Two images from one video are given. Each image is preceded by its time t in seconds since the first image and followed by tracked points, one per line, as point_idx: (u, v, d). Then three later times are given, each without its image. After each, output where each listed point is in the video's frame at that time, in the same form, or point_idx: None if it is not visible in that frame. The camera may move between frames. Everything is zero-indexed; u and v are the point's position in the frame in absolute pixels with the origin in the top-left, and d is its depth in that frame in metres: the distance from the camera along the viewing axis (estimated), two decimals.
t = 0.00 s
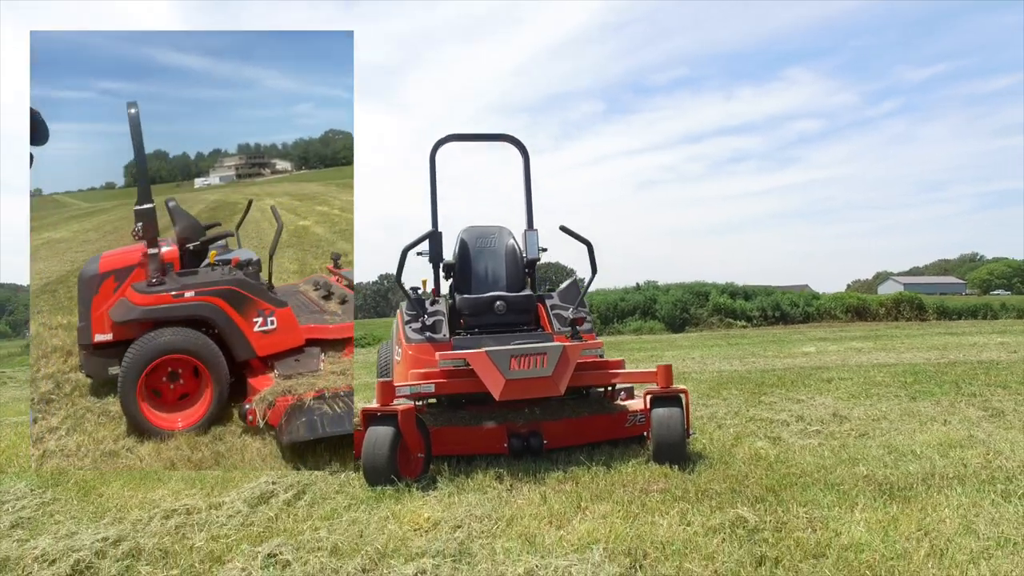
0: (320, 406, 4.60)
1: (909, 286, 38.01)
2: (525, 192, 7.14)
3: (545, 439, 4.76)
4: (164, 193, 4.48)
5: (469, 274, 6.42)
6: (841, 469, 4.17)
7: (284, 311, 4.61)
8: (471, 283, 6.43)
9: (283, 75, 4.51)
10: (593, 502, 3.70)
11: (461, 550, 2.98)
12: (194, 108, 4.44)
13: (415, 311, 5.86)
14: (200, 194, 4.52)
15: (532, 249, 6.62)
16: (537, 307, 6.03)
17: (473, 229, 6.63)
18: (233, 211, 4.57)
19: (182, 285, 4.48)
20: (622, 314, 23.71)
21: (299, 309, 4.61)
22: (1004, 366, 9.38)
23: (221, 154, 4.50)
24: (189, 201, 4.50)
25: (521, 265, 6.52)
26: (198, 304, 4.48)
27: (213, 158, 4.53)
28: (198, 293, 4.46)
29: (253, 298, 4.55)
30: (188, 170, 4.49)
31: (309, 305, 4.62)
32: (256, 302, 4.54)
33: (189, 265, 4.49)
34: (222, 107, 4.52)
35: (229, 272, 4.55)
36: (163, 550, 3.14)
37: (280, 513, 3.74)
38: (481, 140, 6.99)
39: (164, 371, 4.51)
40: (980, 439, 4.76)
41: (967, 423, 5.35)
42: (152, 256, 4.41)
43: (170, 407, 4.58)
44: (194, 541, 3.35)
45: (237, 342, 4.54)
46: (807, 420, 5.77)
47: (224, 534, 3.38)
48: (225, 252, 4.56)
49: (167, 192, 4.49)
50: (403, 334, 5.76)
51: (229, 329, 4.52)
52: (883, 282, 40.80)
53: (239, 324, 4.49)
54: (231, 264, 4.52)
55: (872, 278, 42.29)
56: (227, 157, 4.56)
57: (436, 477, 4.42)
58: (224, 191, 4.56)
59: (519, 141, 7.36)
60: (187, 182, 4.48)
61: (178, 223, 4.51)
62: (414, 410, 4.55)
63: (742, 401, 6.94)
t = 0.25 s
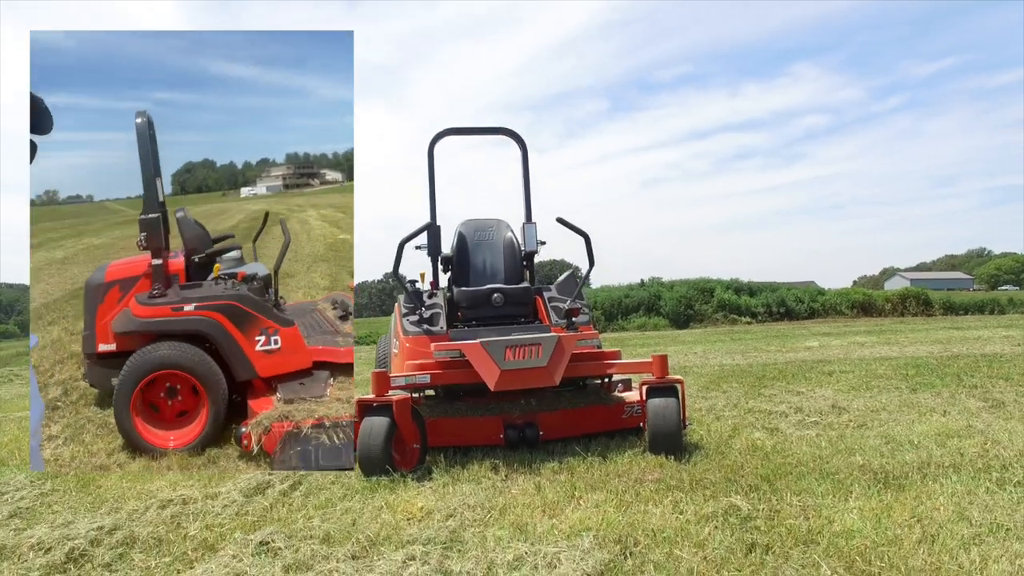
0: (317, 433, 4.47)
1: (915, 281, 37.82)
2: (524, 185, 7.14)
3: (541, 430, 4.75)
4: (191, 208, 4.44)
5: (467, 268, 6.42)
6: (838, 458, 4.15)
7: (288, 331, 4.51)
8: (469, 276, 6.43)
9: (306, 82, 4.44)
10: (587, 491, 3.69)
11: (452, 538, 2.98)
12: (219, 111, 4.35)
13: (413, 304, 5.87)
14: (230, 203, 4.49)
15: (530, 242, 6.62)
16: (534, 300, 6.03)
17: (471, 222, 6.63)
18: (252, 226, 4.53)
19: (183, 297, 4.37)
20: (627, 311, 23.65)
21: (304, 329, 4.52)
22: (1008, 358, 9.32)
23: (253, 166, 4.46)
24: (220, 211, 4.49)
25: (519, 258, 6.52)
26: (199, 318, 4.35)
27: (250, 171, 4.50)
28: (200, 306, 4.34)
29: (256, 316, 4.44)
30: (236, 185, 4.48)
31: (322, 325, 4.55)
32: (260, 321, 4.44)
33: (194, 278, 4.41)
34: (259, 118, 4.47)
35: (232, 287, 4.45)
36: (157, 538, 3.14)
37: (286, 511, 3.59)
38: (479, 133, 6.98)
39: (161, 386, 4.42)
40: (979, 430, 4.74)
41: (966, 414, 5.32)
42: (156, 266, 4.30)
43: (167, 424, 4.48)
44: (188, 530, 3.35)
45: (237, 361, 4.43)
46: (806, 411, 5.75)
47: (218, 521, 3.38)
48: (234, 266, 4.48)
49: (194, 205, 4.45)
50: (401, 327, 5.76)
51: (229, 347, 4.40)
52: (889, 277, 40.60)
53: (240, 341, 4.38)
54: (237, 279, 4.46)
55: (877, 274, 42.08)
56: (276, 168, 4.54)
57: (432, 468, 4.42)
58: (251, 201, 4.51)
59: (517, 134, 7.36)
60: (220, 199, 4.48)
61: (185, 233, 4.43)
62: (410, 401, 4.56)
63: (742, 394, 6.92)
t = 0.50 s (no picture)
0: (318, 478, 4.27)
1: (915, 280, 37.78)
2: (521, 181, 7.13)
3: (536, 425, 4.76)
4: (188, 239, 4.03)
5: (463, 264, 6.41)
6: (833, 451, 4.14)
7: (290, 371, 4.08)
8: (465, 272, 6.42)
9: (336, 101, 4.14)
10: (581, 484, 3.68)
11: (444, 529, 2.97)
12: (227, 128, 4.02)
13: (409, 300, 5.87)
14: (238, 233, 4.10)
15: (526, 238, 6.62)
16: (530, 295, 6.03)
17: (467, 218, 6.62)
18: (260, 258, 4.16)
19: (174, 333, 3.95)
20: (626, 310, 23.63)
21: (307, 368, 4.15)
22: (1005, 354, 9.31)
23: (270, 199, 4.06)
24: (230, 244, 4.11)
25: (515, 253, 6.51)
26: (189, 356, 3.91)
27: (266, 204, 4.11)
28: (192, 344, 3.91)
29: (252, 354, 4.01)
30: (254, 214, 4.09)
31: (327, 363, 4.25)
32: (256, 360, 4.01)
33: (191, 313, 4.01)
34: (283, 144, 4.12)
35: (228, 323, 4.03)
36: (149, 529, 3.14)
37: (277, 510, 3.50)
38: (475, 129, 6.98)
39: (152, 430, 3.98)
40: (975, 423, 4.73)
41: (962, 408, 5.32)
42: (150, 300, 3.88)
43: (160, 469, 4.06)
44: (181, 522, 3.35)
45: (232, 405, 3.99)
46: (803, 406, 5.75)
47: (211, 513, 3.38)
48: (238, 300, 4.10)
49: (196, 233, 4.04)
50: (397, 323, 5.76)
51: (223, 388, 3.96)
52: (889, 276, 40.56)
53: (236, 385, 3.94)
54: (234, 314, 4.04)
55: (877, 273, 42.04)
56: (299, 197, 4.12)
57: (427, 462, 4.41)
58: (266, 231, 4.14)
59: (513, 129, 7.35)
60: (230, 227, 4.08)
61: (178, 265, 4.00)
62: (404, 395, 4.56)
63: (738, 390, 6.92)
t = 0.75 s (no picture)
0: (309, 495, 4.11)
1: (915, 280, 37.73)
2: (521, 175, 7.11)
3: (535, 417, 4.75)
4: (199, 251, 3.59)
5: (462, 257, 6.39)
6: (833, 443, 4.13)
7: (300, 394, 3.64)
8: (465, 265, 6.40)
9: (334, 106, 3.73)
10: (579, 473, 3.67)
11: (442, 516, 2.96)
12: (244, 89, 3.43)
13: (408, 292, 5.86)
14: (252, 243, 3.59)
15: (525, 232, 6.60)
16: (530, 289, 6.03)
17: (466, 212, 6.60)
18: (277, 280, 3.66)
19: (180, 351, 3.48)
20: (626, 309, 23.60)
21: (317, 394, 3.77)
22: (1005, 352, 9.29)
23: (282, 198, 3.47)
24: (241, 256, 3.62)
25: (515, 247, 6.49)
26: (197, 376, 3.46)
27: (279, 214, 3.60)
28: (197, 364, 3.45)
29: (261, 377, 3.55)
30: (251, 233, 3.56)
31: (342, 389, 3.83)
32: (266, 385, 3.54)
33: (200, 330, 3.55)
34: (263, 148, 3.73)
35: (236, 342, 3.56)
36: (147, 516, 3.13)
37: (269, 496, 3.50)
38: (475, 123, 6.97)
39: (159, 452, 3.55)
40: (974, 416, 4.72)
41: (962, 402, 5.31)
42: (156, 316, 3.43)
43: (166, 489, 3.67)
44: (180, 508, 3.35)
45: (238, 431, 3.56)
46: (802, 400, 5.74)
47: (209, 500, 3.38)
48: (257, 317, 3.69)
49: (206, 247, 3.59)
50: (395, 316, 5.75)
51: (226, 412, 3.51)
52: (889, 276, 40.50)
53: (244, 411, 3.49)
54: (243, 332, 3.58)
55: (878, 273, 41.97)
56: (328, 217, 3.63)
57: (425, 453, 4.40)
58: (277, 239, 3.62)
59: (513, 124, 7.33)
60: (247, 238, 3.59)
61: (191, 281, 3.54)
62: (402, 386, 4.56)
63: (738, 384, 6.91)
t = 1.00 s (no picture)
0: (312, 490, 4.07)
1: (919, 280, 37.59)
2: (525, 170, 7.11)
3: (540, 409, 4.75)
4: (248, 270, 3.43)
5: (466, 252, 6.39)
6: (839, 433, 4.12)
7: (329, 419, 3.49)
8: (468, 260, 6.41)
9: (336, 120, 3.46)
10: (584, 463, 3.66)
11: (447, 504, 2.96)
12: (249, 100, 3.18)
13: (411, 286, 5.88)
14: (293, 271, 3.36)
15: (529, 226, 6.60)
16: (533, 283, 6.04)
17: (470, 206, 6.61)
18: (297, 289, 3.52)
19: (214, 370, 3.40)
20: (629, 307, 23.57)
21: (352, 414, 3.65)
22: (1011, 348, 9.25)
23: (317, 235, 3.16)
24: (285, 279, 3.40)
25: (518, 241, 6.49)
26: (226, 399, 3.36)
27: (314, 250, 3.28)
28: (228, 384, 3.35)
29: (296, 402, 3.43)
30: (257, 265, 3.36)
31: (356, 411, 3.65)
32: (299, 411, 3.43)
33: (239, 350, 3.44)
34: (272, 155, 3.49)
35: (272, 362, 3.45)
36: (152, 504, 3.14)
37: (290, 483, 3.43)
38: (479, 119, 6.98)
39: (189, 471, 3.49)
40: (979, 408, 4.72)
41: (966, 394, 5.31)
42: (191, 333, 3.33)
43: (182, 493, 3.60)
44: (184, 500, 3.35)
45: (273, 455, 3.47)
46: (807, 393, 5.73)
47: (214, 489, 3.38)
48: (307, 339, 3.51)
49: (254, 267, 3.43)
50: (399, 309, 5.76)
51: (258, 435, 3.43)
52: (893, 275, 40.36)
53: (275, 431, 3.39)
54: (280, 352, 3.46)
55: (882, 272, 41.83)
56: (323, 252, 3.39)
57: (429, 445, 4.40)
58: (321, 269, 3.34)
59: (516, 119, 7.33)
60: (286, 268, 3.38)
61: (229, 297, 3.39)
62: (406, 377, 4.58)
63: (742, 379, 6.91)
